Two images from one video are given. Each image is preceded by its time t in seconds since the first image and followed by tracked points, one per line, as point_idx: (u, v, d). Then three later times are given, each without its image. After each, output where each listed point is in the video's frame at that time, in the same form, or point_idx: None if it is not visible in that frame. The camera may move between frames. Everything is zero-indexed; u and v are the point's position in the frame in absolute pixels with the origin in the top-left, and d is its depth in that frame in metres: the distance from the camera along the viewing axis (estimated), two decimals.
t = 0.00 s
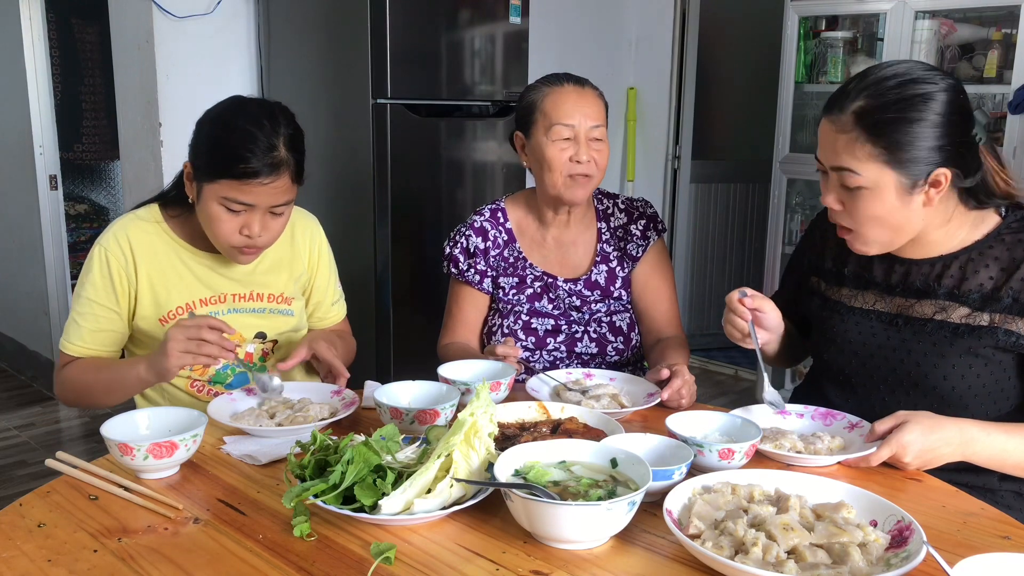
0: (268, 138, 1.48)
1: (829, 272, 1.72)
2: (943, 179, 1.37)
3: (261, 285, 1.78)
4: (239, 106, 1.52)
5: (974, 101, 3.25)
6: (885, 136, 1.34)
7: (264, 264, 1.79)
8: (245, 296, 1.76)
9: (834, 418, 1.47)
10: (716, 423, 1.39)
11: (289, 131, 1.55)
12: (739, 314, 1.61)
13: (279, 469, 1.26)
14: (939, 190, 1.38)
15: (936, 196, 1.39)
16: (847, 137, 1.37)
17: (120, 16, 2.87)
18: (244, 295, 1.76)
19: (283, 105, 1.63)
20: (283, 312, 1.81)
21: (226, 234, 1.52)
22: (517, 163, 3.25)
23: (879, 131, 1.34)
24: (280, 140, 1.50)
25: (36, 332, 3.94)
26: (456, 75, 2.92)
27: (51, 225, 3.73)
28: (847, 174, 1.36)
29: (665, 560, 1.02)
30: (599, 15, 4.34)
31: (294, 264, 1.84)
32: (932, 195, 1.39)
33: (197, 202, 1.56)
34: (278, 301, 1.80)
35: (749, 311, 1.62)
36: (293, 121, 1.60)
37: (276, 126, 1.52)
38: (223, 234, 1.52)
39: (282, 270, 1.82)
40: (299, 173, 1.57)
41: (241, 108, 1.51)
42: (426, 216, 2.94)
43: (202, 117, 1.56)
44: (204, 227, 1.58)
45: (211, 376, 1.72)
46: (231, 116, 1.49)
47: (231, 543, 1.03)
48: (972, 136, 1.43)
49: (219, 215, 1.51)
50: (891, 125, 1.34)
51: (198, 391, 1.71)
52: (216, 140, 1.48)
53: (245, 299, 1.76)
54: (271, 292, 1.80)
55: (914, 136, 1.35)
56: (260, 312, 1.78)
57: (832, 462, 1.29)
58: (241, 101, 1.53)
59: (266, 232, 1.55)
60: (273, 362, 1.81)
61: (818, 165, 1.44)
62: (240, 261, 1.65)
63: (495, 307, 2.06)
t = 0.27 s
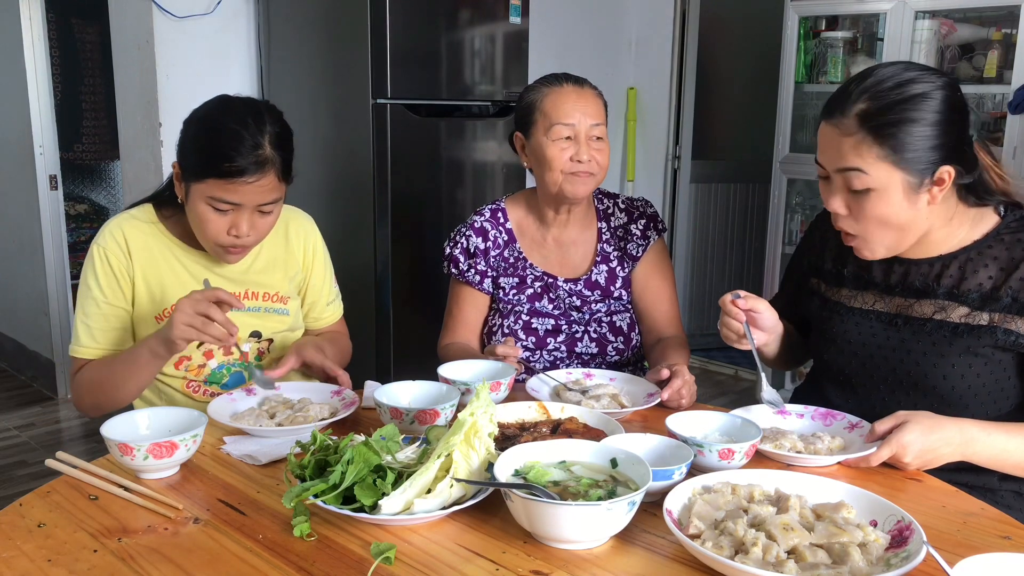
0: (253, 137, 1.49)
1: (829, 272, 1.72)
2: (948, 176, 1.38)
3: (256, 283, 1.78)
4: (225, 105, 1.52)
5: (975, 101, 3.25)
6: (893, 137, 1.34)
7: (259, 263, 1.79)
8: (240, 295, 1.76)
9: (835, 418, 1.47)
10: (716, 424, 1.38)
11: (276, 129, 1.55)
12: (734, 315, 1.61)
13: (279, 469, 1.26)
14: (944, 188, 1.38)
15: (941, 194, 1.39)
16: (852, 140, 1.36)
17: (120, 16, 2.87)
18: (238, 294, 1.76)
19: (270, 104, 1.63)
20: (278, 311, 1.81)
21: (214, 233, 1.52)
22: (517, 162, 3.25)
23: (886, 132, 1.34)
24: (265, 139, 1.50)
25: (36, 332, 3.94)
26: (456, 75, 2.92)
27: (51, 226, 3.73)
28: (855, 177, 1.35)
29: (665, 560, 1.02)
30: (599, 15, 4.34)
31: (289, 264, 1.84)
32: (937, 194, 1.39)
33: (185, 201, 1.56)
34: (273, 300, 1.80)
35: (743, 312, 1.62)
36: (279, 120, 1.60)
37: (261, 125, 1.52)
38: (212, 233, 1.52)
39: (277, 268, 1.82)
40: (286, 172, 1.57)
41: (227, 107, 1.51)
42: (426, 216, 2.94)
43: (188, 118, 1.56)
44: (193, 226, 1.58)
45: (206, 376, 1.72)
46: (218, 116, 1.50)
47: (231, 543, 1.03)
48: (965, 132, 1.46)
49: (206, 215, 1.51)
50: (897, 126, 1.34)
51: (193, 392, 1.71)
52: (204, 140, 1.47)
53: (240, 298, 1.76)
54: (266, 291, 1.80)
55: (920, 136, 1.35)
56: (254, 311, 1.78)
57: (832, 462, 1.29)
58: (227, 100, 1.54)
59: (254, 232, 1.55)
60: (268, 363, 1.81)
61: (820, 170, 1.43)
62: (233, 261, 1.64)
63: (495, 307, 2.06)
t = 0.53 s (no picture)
0: (252, 138, 1.49)
1: (828, 272, 1.72)
2: (955, 169, 1.40)
3: (253, 284, 1.78)
4: (223, 106, 1.52)
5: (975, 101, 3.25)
6: (903, 137, 1.34)
7: (256, 263, 1.79)
8: (237, 295, 1.77)
9: (835, 418, 1.47)
10: (716, 423, 1.39)
11: (274, 129, 1.55)
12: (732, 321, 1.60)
13: (279, 469, 1.26)
14: (951, 182, 1.41)
15: (949, 187, 1.42)
16: (862, 144, 1.35)
17: (120, 16, 2.87)
18: (235, 295, 1.76)
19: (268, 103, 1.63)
20: (275, 311, 1.81)
21: (214, 234, 1.52)
22: (517, 162, 3.25)
23: (896, 133, 1.34)
24: (265, 139, 1.51)
25: (36, 332, 3.94)
26: (456, 75, 2.92)
27: (51, 225, 3.73)
28: (869, 181, 1.35)
29: (665, 560, 1.02)
30: (599, 15, 4.34)
31: (286, 264, 1.84)
32: (945, 189, 1.41)
33: (184, 202, 1.56)
34: (270, 300, 1.80)
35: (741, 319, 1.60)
36: (278, 120, 1.60)
37: (261, 125, 1.52)
38: (211, 234, 1.52)
39: (274, 269, 1.82)
40: (286, 172, 1.57)
41: (225, 108, 1.51)
42: (426, 216, 2.94)
43: (185, 120, 1.55)
44: (192, 228, 1.58)
45: (204, 377, 1.72)
46: (217, 117, 1.49)
47: (232, 543, 1.03)
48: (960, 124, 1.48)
49: (206, 216, 1.51)
50: (906, 127, 1.35)
51: (192, 392, 1.71)
52: (205, 141, 1.47)
53: (236, 299, 1.77)
54: (263, 291, 1.80)
55: (927, 135, 1.36)
56: (250, 312, 1.78)
57: (832, 462, 1.29)
58: (225, 101, 1.53)
59: (255, 232, 1.55)
60: (266, 363, 1.81)
61: (827, 176, 1.41)
62: (232, 261, 1.64)
63: (496, 305, 2.06)
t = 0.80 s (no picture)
0: (254, 139, 1.48)
1: (828, 272, 1.72)
2: (955, 165, 1.41)
3: (253, 284, 1.78)
4: (225, 107, 1.52)
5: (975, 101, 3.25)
6: (904, 136, 1.34)
7: (257, 264, 1.79)
8: (237, 295, 1.76)
9: (835, 418, 1.47)
10: (716, 423, 1.39)
11: (276, 130, 1.55)
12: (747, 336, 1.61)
13: (279, 469, 1.26)
14: (953, 178, 1.41)
15: (951, 183, 1.42)
16: (865, 144, 1.35)
17: (120, 16, 2.87)
18: (235, 295, 1.76)
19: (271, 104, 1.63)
20: (275, 311, 1.81)
21: (214, 234, 1.53)
22: (517, 163, 3.25)
23: (898, 132, 1.34)
24: (266, 140, 1.50)
25: (36, 332, 3.94)
26: (456, 75, 2.92)
27: (51, 225, 3.73)
28: (872, 181, 1.34)
29: (665, 560, 1.02)
30: (599, 15, 4.34)
31: (287, 266, 1.84)
32: (948, 185, 1.41)
33: (185, 202, 1.56)
34: (270, 300, 1.80)
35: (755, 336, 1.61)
36: (280, 121, 1.60)
37: (262, 125, 1.52)
38: (211, 234, 1.53)
39: (274, 269, 1.82)
40: (286, 174, 1.57)
41: (228, 109, 1.51)
42: (426, 216, 2.94)
43: (188, 120, 1.55)
44: (192, 228, 1.58)
45: (204, 377, 1.72)
46: (219, 118, 1.49)
47: (232, 543, 1.03)
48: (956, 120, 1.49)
49: (206, 217, 1.51)
50: (906, 125, 1.35)
51: (192, 392, 1.71)
52: (206, 142, 1.47)
53: (237, 299, 1.76)
54: (263, 291, 1.79)
55: (928, 131, 1.36)
56: (250, 312, 1.78)
57: (832, 462, 1.29)
58: (227, 102, 1.53)
59: (253, 233, 1.55)
60: (266, 363, 1.80)
61: (829, 178, 1.41)
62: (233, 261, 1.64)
63: (496, 307, 2.06)
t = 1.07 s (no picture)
0: (260, 139, 1.48)
1: (828, 273, 1.72)
2: (954, 171, 1.41)
3: (254, 284, 1.78)
4: (231, 106, 1.51)
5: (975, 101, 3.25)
6: (902, 139, 1.34)
7: (258, 264, 1.79)
8: (239, 296, 1.76)
9: (835, 418, 1.47)
10: (716, 423, 1.39)
11: (282, 131, 1.55)
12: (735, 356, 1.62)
13: (279, 469, 1.26)
14: (950, 183, 1.41)
15: (948, 188, 1.42)
16: (862, 146, 1.35)
17: (120, 16, 2.87)
18: (236, 295, 1.76)
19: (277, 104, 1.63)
20: (275, 312, 1.81)
21: (219, 235, 1.53)
22: (517, 163, 3.25)
23: (895, 135, 1.34)
24: (272, 140, 1.50)
25: (36, 332, 3.94)
26: (456, 75, 2.92)
27: (51, 225, 3.73)
28: (867, 183, 1.35)
29: (665, 560, 1.02)
30: (599, 15, 4.34)
31: (288, 267, 1.84)
32: (945, 190, 1.41)
33: (190, 201, 1.56)
34: (271, 301, 1.80)
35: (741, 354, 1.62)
36: (286, 122, 1.60)
37: (268, 126, 1.52)
38: (217, 234, 1.53)
39: (275, 270, 1.82)
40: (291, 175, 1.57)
41: (233, 109, 1.51)
42: (426, 216, 2.94)
43: (194, 119, 1.55)
44: (197, 228, 1.58)
45: (204, 376, 1.72)
46: (224, 118, 1.49)
47: (232, 543, 1.03)
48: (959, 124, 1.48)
49: (211, 216, 1.51)
50: (904, 128, 1.34)
51: (191, 391, 1.71)
52: (210, 143, 1.47)
53: (238, 299, 1.76)
54: (263, 292, 1.80)
55: (926, 135, 1.36)
56: (251, 312, 1.78)
57: (832, 462, 1.29)
58: (233, 102, 1.53)
59: (260, 233, 1.56)
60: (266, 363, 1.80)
61: (826, 178, 1.41)
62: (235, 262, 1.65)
63: (496, 309, 2.06)
